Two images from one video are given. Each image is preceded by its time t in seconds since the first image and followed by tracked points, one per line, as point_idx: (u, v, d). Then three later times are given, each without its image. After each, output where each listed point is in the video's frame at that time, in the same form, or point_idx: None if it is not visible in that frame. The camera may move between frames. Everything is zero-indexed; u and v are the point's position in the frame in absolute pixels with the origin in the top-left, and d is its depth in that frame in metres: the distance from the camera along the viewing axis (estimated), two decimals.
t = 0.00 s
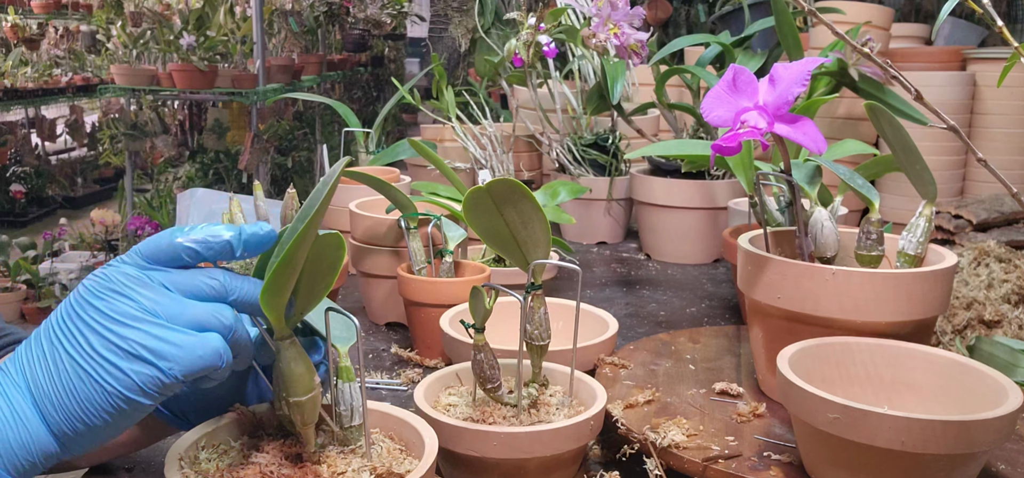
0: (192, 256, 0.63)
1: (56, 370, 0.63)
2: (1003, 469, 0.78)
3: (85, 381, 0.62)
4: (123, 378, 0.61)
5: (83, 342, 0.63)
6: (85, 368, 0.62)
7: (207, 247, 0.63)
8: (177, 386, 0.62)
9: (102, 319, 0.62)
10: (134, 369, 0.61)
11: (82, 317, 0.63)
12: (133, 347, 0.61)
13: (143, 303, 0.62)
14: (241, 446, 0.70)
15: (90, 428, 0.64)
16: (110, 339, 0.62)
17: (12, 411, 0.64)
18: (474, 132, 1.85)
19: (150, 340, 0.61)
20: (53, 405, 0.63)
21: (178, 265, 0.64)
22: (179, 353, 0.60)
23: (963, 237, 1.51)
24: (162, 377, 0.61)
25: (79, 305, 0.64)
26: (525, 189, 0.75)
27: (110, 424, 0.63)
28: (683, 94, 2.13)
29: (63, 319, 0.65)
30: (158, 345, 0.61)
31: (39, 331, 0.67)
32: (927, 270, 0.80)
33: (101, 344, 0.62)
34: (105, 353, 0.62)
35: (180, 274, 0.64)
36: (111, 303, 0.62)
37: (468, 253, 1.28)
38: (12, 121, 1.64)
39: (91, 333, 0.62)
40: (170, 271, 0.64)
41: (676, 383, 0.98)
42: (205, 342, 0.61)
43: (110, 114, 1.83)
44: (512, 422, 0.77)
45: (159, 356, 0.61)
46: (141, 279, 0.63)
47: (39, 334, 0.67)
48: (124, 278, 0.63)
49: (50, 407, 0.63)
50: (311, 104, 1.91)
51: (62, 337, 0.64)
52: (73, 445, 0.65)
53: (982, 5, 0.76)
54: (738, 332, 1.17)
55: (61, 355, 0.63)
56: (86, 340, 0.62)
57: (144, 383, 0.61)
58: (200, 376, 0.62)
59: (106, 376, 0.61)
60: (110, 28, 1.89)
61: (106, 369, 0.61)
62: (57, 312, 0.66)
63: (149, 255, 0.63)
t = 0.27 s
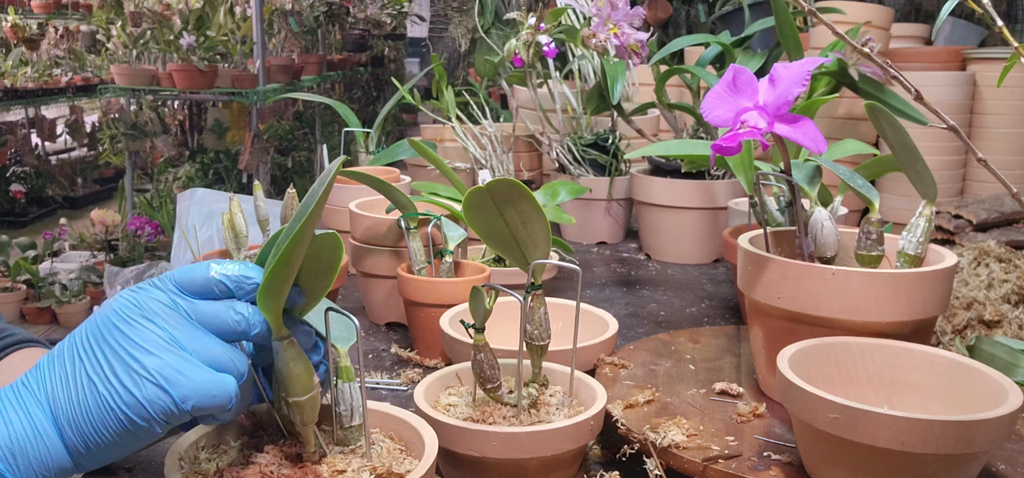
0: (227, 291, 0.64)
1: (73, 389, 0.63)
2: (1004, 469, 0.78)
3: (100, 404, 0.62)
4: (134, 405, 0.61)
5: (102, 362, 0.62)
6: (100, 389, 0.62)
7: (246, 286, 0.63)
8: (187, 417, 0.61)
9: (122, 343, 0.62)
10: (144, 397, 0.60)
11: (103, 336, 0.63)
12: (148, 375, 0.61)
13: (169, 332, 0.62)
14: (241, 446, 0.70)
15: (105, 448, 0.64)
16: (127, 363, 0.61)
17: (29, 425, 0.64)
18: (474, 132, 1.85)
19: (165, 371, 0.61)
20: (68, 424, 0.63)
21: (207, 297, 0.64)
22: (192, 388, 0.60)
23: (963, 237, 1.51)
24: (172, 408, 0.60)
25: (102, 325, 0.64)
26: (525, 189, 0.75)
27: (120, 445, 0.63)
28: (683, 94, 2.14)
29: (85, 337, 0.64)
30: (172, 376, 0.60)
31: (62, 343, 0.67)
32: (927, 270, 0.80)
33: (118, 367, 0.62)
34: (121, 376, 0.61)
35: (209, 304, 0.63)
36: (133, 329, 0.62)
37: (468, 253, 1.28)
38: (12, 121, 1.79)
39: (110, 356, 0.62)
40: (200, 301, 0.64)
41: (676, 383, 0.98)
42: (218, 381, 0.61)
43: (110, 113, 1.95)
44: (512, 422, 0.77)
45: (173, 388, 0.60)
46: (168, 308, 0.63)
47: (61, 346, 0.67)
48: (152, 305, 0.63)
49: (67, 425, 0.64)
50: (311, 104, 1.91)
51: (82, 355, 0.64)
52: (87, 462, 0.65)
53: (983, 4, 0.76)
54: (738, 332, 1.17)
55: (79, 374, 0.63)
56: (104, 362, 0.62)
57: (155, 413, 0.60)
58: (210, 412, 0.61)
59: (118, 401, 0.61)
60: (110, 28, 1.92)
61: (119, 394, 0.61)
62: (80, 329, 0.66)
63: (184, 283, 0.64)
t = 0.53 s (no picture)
0: (227, 276, 0.64)
1: (71, 371, 0.63)
2: (1003, 469, 0.78)
3: (98, 386, 0.62)
4: (132, 386, 0.60)
5: (100, 344, 0.62)
6: (98, 372, 0.62)
7: (246, 271, 0.64)
8: (185, 399, 0.61)
9: (119, 325, 0.62)
10: (142, 379, 0.60)
11: (102, 318, 0.63)
12: (148, 358, 0.60)
13: (167, 314, 0.62)
14: (240, 446, 0.70)
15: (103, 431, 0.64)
16: (126, 345, 0.61)
17: (27, 409, 0.64)
18: (474, 132, 1.85)
19: (164, 352, 0.60)
20: (67, 407, 0.63)
21: (206, 281, 0.64)
22: (191, 371, 0.60)
23: (963, 237, 1.51)
24: (172, 389, 0.60)
25: (101, 308, 0.63)
26: (525, 189, 0.75)
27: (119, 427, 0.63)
28: (683, 94, 2.14)
29: (83, 320, 0.64)
30: (171, 358, 0.60)
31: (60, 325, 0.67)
32: (927, 271, 0.80)
33: (116, 349, 0.61)
34: (119, 358, 0.61)
35: (208, 288, 0.63)
36: (130, 310, 0.62)
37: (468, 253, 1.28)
38: (12, 121, 1.79)
39: (109, 337, 0.62)
40: (199, 284, 0.64)
41: (676, 383, 0.98)
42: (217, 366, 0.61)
43: (110, 114, 1.97)
44: (512, 422, 0.77)
45: (172, 370, 0.60)
46: (167, 291, 0.63)
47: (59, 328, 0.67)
48: (151, 288, 0.63)
49: (66, 408, 0.63)
50: (311, 104, 1.91)
51: (80, 339, 0.64)
52: (86, 444, 0.65)
53: (982, 5, 0.76)
54: (738, 332, 1.17)
55: (76, 357, 0.63)
56: (102, 344, 0.62)
57: (154, 394, 0.60)
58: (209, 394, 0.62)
59: (116, 383, 0.61)
60: (110, 28, 1.92)
61: (116, 376, 0.61)
62: (77, 312, 0.66)
63: (183, 267, 0.64)
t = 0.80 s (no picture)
0: (250, 291, 0.64)
1: (90, 375, 0.63)
2: (1003, 469, 0.78)
3: (117, 391, 0.62)
4: (152, 392, 0.60)
5: (121, 349, 0.62)
6: (118, 377, 0.62)
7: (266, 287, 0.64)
8: (201, 409, 0.61)
9: (142, 331, 0.62)
10: (162, 385, 0.60)
11: (123, 324, 0.63)
12: (168, 365, 0.61)
13: (189, 324, 0.62)
14: (241, 446, 0.70)
15: (118, 437, 0.64)
16: (146, 351, 0.61)
17: (42, 411, 0.64)
18: (474, 132, 1.85)
19: (185, 360, 0.61)
20: (85, 411, 0.63)
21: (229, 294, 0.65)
22: (210, 382, 0.60)
23: (963, 237, 1.51)
24: (189, 399, 0.60)
25: (123, 313, 0.64)
26: (525, 189, 0.75)
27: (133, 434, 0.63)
28: (683, 94, 2.14)
29: (104, 325, 0.65)
30: (192, 366, 0.61)
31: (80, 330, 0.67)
32: (927, 270, 0.80)
33: (136, 355, 0.61)
34: (139, 364, 0.61)
35: (230, 301, 0.64)
36: (154, 317, 0.62)
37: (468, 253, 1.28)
38: (12, 121, 1.80)
39: (130, 344, 0.62)
40: (222, 297, 0.64)
41: (676, 383, 0.98)
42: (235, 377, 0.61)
43: (111, 113, 1.96)
44: (512, 422, 0.77)
45: (191, 379, 0.60)
46: (190, 300, 0.63)
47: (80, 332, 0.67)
48: (175, 296, 0.63)
49: (84, 412, 0.63)
50: (311, 104, 1.91)
51: (100, 344, 0.64)
52: (99, 450, 0.65)
53: (983, 4, 0.76)
54: (738, 332, 1.17)
55: (97, 361, 0.63)
56: (123, 350, 0.62)
57: (172, 401, 0.60)
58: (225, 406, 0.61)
59: (136, 388, 0.61)
60: (110, 28, 1.92)
61: (136, 382, 0.61)
62: (99, 318, 0.66)
63: (209, 280, 0.64)
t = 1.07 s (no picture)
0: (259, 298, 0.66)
1: (104, 388, 0.63)
2: (1003, 469, 0.78)
3: (129, 406, 0.61)
4: (164, 410, 0.60)
5: (136, 363, 0.63)
6: (132, 391, 0.62)
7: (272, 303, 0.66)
8: (205, 434, 0.61)
9: (161, 348, 0.63)
10: (174, 403, 0.60)
11: (141, 339, 0.64)
12: (182, 381, 0.61)
13: (207, 345, 0.64)
14: (242, 446, 0.70)
15: (124, 453, 0.63)
16: (163, 366, 0.62)
17: (53, 420, 0.62)
18: (474, 132, 1.85)
19: (201, 380, 0.61)
20: (93, 422, 0.62)
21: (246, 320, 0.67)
22: (222, 404, 0.61)
23: (963, 237, 1.51)
24: (198, 420, 0.61)
25: (141, 329, 0.64)
26: (525, 189, 0.75)
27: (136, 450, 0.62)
28: (683, 94, 2.14)
29: (121, 339, 0.65)
30: (205, 386, 0.61)
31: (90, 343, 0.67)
32: (927, 270, 0.80)
33: (151, 371, 0.62)
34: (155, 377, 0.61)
35: (246, 327, 0.66)
36: (173, 336, 0.63)
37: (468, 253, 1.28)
38: (12, 121, 1.79)
39: (146, 358, 0.63)
40: (239, 322, 0.67)
41: (676, 383, 0.98)
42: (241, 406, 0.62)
43: (110, 114, 1.96)
44: (512, 423, 0.77)
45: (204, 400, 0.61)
46: (211, 323, 0.65)
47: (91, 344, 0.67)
48: (195, 317, 0.65)
49: (91, 423, 0.62)
50: (311, 104, 1.91)
51: (117, 358, 0.64)
52: (103, 464, 0.64)
53: (983, 4, 0.76)
54: (738, 332, 1.17)
55: (112, 375, 0.63)
56: (138, 364, 0.62)
57: (183, 420, 0.60)
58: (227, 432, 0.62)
59: (148, 405, 0.61)
60: (110, 28, 1.92)
61: (150, 398, 0.61)
62: (114, 332, 0.66)
63: (228, 303, 0.67)
